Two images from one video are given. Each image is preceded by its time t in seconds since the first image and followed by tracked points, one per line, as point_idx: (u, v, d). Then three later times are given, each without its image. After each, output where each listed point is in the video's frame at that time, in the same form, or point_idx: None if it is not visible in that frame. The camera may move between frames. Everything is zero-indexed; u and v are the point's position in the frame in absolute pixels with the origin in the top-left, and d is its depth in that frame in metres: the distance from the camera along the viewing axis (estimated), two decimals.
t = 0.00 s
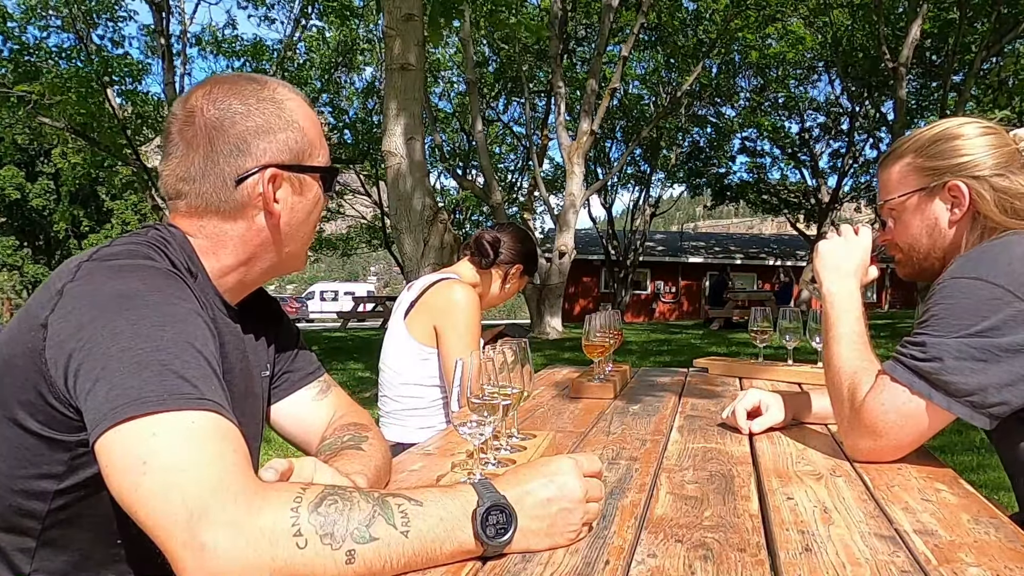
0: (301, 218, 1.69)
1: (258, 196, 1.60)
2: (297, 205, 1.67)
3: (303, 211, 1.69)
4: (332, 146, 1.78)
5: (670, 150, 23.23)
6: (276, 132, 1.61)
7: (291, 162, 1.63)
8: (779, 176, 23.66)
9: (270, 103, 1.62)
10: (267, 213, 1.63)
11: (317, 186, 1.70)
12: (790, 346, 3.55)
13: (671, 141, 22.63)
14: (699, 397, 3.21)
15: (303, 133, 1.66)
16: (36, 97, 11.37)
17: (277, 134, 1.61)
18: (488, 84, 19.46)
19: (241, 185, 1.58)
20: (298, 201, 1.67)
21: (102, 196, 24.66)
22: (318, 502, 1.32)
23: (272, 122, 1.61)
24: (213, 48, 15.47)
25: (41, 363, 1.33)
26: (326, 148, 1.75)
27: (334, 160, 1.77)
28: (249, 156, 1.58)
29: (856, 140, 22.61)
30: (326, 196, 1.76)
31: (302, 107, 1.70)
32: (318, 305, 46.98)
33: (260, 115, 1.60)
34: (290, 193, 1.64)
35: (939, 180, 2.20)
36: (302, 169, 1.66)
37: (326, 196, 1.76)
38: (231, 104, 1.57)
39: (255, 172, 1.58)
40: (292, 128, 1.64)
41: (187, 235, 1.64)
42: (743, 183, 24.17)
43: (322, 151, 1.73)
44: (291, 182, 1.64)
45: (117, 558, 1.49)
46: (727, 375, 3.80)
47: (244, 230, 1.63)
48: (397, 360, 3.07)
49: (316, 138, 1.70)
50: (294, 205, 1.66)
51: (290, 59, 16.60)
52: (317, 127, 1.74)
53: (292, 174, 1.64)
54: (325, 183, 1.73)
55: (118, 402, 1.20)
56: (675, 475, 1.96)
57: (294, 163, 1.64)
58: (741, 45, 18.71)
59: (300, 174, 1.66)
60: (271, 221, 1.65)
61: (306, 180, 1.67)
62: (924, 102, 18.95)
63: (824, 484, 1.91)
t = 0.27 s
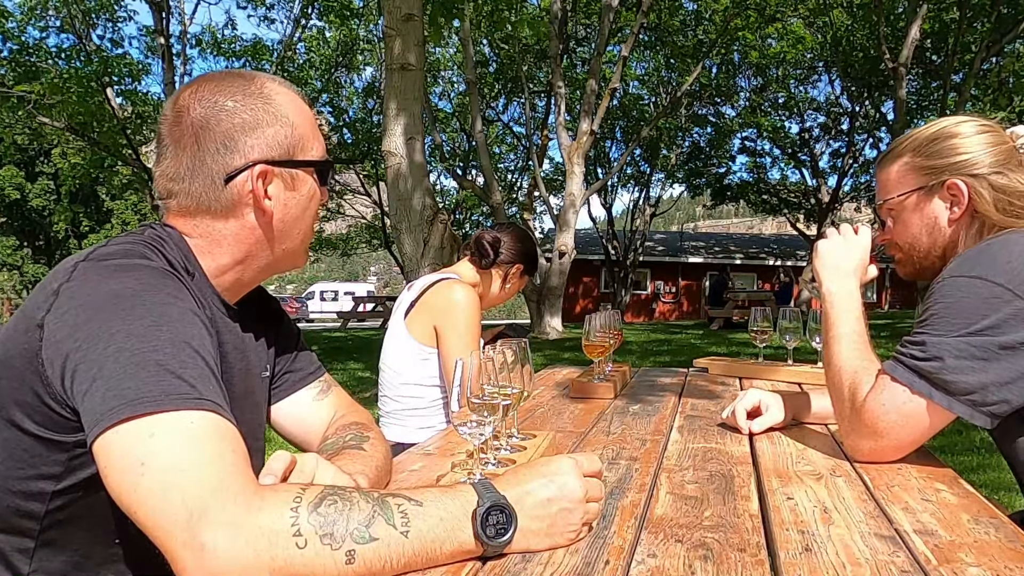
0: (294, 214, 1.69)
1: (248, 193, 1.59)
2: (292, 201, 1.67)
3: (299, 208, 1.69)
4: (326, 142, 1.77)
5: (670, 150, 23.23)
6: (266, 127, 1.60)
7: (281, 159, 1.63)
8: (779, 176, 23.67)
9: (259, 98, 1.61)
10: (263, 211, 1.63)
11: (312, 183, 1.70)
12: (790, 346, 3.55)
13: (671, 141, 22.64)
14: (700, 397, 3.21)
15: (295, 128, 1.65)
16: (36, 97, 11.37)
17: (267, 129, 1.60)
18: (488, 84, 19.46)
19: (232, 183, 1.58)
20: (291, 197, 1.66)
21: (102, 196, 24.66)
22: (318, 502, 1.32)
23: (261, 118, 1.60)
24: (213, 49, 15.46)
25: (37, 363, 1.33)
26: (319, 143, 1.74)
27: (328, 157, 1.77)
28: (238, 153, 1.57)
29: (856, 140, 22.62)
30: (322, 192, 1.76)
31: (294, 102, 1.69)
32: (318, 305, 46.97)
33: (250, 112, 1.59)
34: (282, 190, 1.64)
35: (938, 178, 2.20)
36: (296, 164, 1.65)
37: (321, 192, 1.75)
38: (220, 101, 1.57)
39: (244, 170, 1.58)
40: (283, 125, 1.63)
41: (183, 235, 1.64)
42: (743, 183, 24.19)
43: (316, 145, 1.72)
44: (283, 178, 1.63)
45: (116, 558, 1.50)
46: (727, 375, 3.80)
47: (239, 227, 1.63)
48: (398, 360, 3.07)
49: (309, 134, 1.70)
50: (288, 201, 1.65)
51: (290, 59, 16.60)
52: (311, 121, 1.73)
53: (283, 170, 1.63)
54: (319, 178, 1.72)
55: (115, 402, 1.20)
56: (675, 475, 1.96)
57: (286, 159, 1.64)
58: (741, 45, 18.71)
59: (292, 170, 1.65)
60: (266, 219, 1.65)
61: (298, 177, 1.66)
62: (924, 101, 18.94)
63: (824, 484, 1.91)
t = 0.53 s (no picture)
0: (294, 215, 1.68)
1: (249, 192, 1.59)
2: (292, 202, 1.66)
3: (299, 208, 1.68)
4: (327, 142, 1.77)
5: (670, 150, 23.23)
6: (266, 127, 1.60)
7: (282, 159, 1.62)
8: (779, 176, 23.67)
9: (260, 97, 1.61)
10: (264, 212, 1.63)
11: (312, 183, 1.70)
12: (790, 346, 3.55)
13: (671, 141, 22.63)
14: (700, 397, 3.21)
15: (296, 128, 1.65)
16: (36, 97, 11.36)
17: (268, 129, 1.60)
18: (489, 84, 19.46)
19: (232, 183, 1.58)
20: (291, 197, 1.66)
21: (101, 196, 24.64)
22: (318, 501, 1.32)
23: (262, 117, 1.60)
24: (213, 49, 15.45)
25: (36, 365, 1.33)
26: (320, 143, 1.73)
27: (329, 157, 1.76)
28: (238, 152, 1.57)
29: (856, 140, 22.63)
30: (322, 192, 1.76)
31: (293, 101, 1.69)
32: (318, 305, 46.94)
33: (250, 110, 1.59)
34: (282, 190, 1.63)
35: (948, 172, 2.20)
36: (296, 164, 1.65)
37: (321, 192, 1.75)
38: (221, 101, 1.57)
39: (244, 170, 1.58)
40: (283, 123, 1.63)
41: (184, 235, 1.64)
42: (744, 183, 24.21)
43: (317, 146, 1.72)
44: (283, 178, 1.63)
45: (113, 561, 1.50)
46: (728, 376, 3.80)
47: (239, 228, 1.63)
48: (398, 359, 3.07)
49: (310, 133, 1.69)
50: (287, 202, 1.65)
51: (290, 59, 16.59)
52: (312, 122, 1.73)
53: (283, 170, 1.63)
54: (319, 179, 1.72)
55: (114, 403, 1.20)
56: (675, 475, 1.96)
57: (286, 159, 1.63)
58: (741, 45, 18.71)
59: (292, 171, 1.65)
60: (265, 218, 1.64)
61: (298, 177, 1.66)
62: (924, 101, 18.94)
63: (824, 484, 1.91)
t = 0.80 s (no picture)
0: (297, 217, 1.68)
1: (251, 193, 1.59)
2: (295, 204, 1.66)
3: (301, 210, 1.69)
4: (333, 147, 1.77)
5: (670, 150, 23.23)
6: (271, 129, 1.60)
7: (287, 161, 1.63)
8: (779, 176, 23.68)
9: (268, 100, 1.61)
10: (267, 214, 1.63)
11: (315, 186, 1.69)
12: (790, 346, 3.55)
13: (671, 141, 22.64)
14: (700, 397, 3.21)
15: (300, 131, 1.66)
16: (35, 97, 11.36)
17: (274, 131, 1.60)
18: (489, 84, 19.48)
19: (234, 183, 1.58)
20: (294, 199, 1.66)
21: (101, 195, 24.64)
22: (318, 501, 1.32)
23: (269, 119, 1.60)
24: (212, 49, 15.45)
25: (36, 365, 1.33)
26: (325, 147, 1.74)
27: (334, 161, 1.77)
28: (243, 153, 1.57)
29: (856, 140, 22.64)
30: (324, 196, 1.76)
31: (298, 105, 1.69)
32: (318, 305, 46.92)
33: (256, 112, 1.59)
34: (285, 192, 1.63)
35: (985, 154, 2.19)
36: (301, 167, 1.65)
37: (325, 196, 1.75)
38: (227, 102, 1.57)
39: (249, 171, 1.58)
40: (289, 126, 1.63)
41: (184, 235, 1.64)
42: (743, 183, 24.23)
43: (323, 150, 1.72)
44: (287, 180, 1.63)
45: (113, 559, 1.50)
46: (727, 376, 3.80)
47: (241, 228, 1.63)
48: (397, 360, 3.07)
49: (314, 138, 1.69)
50: (290, 203, 1.65)
51: (290, 59, 16.61)
52: (319, 126, 1.73)
53: (288, 173, 1.63)
54: (324, 183, 1.72)
55: (114, 404, 1.20)
56: (675, 475, 1.96)
57: (290, 162, 1.63)
58: (740, 45, 18.72)
59: (297, 173, 1.65)
60: (266, 219, 1.64)
61: (302, 179, 1.66)
62: (924, 102, 18.94)
63: (825, 484, 1.91)
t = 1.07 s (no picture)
0: (287, 216, 1.67)
1: (236, 188, 1.59)
2: (283, 201, 1.65)
3: (291, 208, 1.67)
4: (329, 147, 1.76)
5: (670, 150, 23.24)
6: (260, 124, 1.60)
7: (274, 157, 1.62)
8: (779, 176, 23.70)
9: (260, 96, 1.61)
10: (252, 211, 1.62)
11: (307, 183, 1.68)
12: (790, 346, 3.56)
13: (671, 142, 22.64)
14: (700, 396, 3.21)
15: (293, 128, 1.64)
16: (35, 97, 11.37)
17: (261, 127, 1.60)
18: (489, 84, 19.51)
19: (218, 179, 1.58)
20: (282, 196, 1.64)
21: (101, 195, 24.67)
22: (318, 501, 1.32)
23: (258, 116, 1.60)
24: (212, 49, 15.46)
25: (38, 364, 1.34)
26: (320, 146, 1.72)
27: (329, 161, 1.75)
28: (228, 148, 1.58)
29: (856, 140, 22.66)
30: (321, 195, 1.74)
31: (294, 102, 1.69)
32: (318, 305, 46.92)
33: (245, 108, 1.59)
34: (272, 189, 1.63)
35: (986, 155, 2.19)
36: (290, 163, 1.64)
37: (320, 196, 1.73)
38: (218, 98, 1.58)
39: (232, 166, 1.58)
40: (278, 122, 1.62)
41: (183, 234, 1.65)
42: (743, 183, 24.27)
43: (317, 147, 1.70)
44: (273, 177, 1.62)
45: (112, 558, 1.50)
46: (727, 376, 3.80)
47: (229, 224, 1.63)
48: (397, 360, 3.07)
49: (308, 136, 1.68)
50: (278, 201, 1.64)
51: (290, 59, 16.64)
52: (315, 125, 1.72)
53: (275, 169, 1.62)
54: (316, 180, 1.70)
55: (113, 404, 1.20)
56: (675, 475, 1.96)
57: (279, 158, 1.62)
58: (740, 45, 18.74)
59: (285, 170, 1.64)
60: (254, 217, 1.64)
61: (289, 176, 1.64)
62: (923, 102, 18.94)
63: (824, 484, 1.91)
